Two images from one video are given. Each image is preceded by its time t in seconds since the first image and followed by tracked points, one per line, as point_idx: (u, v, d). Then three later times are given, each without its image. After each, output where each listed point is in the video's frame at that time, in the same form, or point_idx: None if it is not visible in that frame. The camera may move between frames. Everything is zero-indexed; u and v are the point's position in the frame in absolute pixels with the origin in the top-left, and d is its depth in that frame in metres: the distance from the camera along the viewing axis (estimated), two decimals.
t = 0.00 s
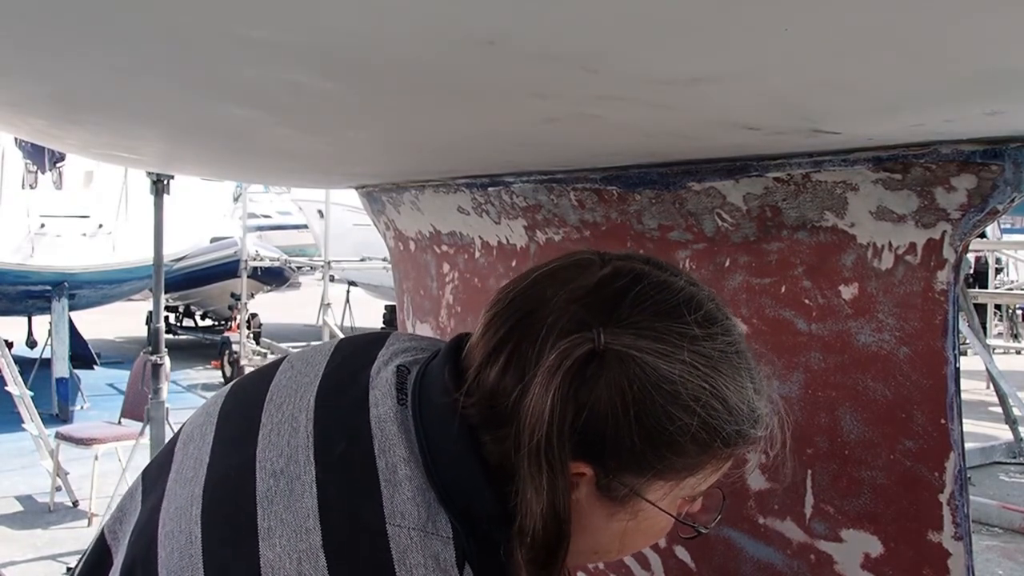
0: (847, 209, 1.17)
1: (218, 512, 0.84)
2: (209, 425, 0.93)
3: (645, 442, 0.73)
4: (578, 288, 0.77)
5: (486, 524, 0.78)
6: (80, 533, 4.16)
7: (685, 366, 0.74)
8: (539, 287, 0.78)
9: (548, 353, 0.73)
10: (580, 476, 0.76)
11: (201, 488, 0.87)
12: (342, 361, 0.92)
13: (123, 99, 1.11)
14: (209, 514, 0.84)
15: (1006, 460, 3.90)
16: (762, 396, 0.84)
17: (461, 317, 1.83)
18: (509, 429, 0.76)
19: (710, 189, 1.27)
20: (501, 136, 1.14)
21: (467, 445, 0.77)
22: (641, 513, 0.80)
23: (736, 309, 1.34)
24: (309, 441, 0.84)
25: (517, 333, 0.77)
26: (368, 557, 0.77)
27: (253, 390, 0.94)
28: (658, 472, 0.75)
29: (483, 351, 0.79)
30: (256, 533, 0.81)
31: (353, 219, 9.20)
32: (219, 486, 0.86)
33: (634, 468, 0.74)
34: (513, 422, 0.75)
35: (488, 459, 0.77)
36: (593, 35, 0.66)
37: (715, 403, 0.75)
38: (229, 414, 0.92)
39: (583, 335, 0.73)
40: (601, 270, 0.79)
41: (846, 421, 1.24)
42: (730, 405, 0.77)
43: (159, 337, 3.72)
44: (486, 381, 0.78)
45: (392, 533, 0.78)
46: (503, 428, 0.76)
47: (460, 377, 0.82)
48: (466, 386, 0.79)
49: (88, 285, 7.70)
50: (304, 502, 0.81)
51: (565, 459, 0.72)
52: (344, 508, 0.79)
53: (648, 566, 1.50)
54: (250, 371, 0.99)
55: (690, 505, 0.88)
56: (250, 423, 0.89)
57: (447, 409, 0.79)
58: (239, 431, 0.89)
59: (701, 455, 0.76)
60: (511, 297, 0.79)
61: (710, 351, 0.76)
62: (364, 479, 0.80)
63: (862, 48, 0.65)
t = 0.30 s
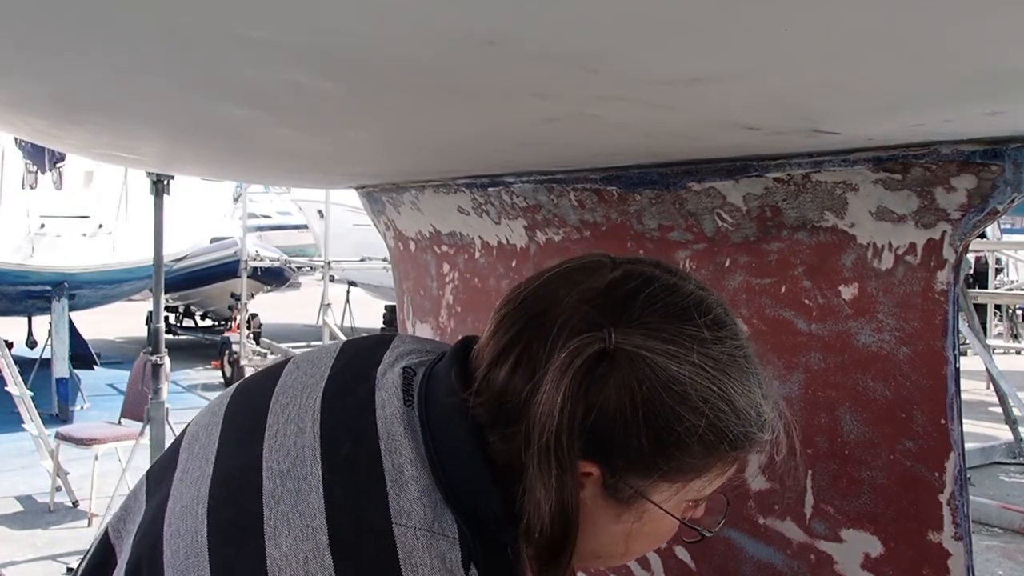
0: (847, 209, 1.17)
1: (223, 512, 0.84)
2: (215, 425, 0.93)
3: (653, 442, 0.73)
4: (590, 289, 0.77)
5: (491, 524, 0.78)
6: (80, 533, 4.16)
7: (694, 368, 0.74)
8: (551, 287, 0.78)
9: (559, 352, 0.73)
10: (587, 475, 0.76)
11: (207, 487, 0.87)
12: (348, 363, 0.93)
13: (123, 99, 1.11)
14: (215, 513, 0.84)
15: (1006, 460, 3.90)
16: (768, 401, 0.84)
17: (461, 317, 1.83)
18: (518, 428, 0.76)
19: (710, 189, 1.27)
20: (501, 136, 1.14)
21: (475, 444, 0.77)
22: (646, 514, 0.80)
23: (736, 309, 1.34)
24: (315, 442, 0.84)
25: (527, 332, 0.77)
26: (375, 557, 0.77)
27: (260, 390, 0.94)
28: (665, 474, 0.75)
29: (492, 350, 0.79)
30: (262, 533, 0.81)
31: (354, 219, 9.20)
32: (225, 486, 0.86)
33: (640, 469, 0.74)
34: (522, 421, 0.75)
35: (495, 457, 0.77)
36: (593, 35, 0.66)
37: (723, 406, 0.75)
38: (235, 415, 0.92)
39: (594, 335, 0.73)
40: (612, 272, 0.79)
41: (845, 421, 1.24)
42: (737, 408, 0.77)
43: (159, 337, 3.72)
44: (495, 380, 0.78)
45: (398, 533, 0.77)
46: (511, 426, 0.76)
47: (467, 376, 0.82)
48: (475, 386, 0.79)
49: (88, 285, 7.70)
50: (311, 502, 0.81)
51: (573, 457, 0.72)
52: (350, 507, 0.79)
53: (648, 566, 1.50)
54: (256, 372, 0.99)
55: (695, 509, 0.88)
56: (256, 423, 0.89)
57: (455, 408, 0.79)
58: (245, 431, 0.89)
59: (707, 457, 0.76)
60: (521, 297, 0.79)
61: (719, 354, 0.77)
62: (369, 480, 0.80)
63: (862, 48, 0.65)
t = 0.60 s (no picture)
0: (847, 209, 1.17)
1: (229, 517, 0.84)
2: (220, 428, 0.93)
3: (657, 459, 0.73)
4: (598, 305, 0.77)
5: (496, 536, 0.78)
6: (80, 533, 4.16)
7: (701, 387, 0.74)
8: (559, 301, 0.78)
9: (565, 368, 0.73)
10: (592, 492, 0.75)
11: (213, 492, 0.87)
12: (354, 367, 0.93)
13: (123, 99, 1.11)
14: (221, 518, 0.85)
15: (1006, 460, 3.90)
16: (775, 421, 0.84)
17: (461, 317, 1.83)
18: (524, 442, 0.76)
19: (710, 189, 1.27)
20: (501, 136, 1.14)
21: (481, 456, 0.76)
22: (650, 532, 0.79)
23: (736, 309, 1.33)
24: (322, 449, 0.84)
25: (535, 346, 0.76)
26: (379, 566, 0.78)
27: (266, 393, 0.94)
28: (670, 492, 0.75)
29: (499, 363, 0.79)
30: (268, 540, 0.81)
31: (353, 219, 9.20)
32: (230, 491, 0.86)
33: (645, 485, 0.74)
34: (528, 435, 0.75)
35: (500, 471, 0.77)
36: (593, 35, 0.66)
37: (729, 424, 0.75)
38: (240, 417, 0.92)
39: (601, 350, 0.73)
40: (621, 288, 0.79)
41: (845, 421, 1.24)
42: (743, 427, 0.77)
43: (159, 337, 3.72)
44: (501, 394, 0.77)
45: (404, 544, 0.78)
46: (518, 440, 0.76)
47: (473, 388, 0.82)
48: (481, 399, 0.79)
49: (88, 285, 7.70)
50: (318, 511, 0.81)
51: (579, 473, 0.72)
52: (356, 516, 0.80)
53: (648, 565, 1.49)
54: (261, 373, 0.99)
55: (699, 525, 0.87)
56: (262, 427, 0.89)
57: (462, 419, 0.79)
58: (251, 435, 0.89)
59: (713, 476, 0.76)
60: (529, 311, 0.79)
61: (726, 372, 0.76)
62: (376, 488, 0.80)
63: (862, 48, 0.65)
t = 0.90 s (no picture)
0: (847, 209, 1.17)
1: (229, 517, 0.84)
2: (221, 428, 0.93)
3: (655, 457, 0.73)
4: (596, 303, 0.77)
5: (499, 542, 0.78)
6: (80, 533, 4.16)
7: (697, 385, 0.73)
8: (556, 301, 0.78)
9: (563, 366, 0.73)
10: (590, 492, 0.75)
11: (214, 492, 0.87)
12: (355, 367, 0.93)
13: (123, 98, 1.11)
14: (222, 518, 0.85)
15: (1006, 460, 3.90)
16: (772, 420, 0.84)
17: (461, 317, 1.83)
18: (522, 441, 0.76)
19: (710, 189, 1.27)
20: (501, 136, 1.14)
21: (480, 456, 0.77)
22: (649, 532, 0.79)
23: (736, 309, 1.33)
24: (323, 449, 0.84)
25: (533, 345, 0.76)
26: (379, 567, 0.78)
27: (268, 393, 0.94)
28: (668, 491, 0.75)
29: (497, 362, 0.79)
30: (268, 541, 0.81)
31: (353, 219, 9.19)
32: (231, 491, 0.86)
33: (644, 484, 0.74)
34: (526, 433, 0.75)
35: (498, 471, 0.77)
36: (593, 35, 0.66)
37: (726, 423, 0.75)
38: (240, 417, 0.92)
39: (599, 349, 0.73)
40: (619, 286, 0.79)
41: (845, 421, 1.24)
42: (741, 425, 0.77)
43: (159, 337, 3.72)
44: (500, 393, 0.77)
45: (404, 544, 0.78)
46: (516, 440, 0.76)
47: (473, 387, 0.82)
48: (480, 398, 0.79)
49: (88, 285, 7.70)
50: (318, 511, 0.81)
51: (577, 472, 0.72)
52: (356, 517, 0.80)
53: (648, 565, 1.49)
54: (263, 374, 0.99)
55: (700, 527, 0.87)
56: (263, 427, 0.89)
57: (462, 419, 0.79)
58: (252, 436, 0.89)
59: (710, 475, 0.76)
60: (527, 310, 0.79)
61: (723, 371, 0.76)
62: (377, 489, 0.80)
63: (862, 48, 0.65)
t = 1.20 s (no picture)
0: (847, 209, 1.17)
1: (226, 520, 0.84)
2: (218, 429, 0.93)
3: (649, 458, 0.72)
4: (591, 304, 0.77)
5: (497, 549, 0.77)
6: (80, 533, 4.16)
7: (691, 387, 0.73)
8: (552, 301, 0.78)
9: (557, 367, 0.73)
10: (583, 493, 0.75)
11: (210, 494, 0.87)
12: (352, 368, 0.93)
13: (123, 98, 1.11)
14: (219, 520, 0.85)
15: (1006, 460, 3.90)
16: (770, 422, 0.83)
17: (461, 317, 1.83)
18: (516, 443, 0.76)
19: (710, 189, 1.27)
20: (501, 136, 1.14)
21: (475, 456, 0.77)
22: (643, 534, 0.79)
23: (736, 309, 1.33)
24: (320, 451, 0.84)
25: (527, 346, 0.77)
26: (377, 569, 0.78)
27: (264, 394, 0.94)
28: (662, 492, 0.75)
29: (492, 362, 0.79)
30: (265, 544, 0.81)
31: (354, 219, 9.19)
32: (228, 493, 0.86)
33: (637, 486, 0.74)
34: (520, 434, 0.75)
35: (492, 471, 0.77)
36: (592, 35, 0.66)
37: (721, 424, 0.75)
38: (237, 419, 0.92)
39: (592, 350, 0.73)
40: (615, 287, 0.79)
41: (845, 421, 1.24)
42: (736, 426, 0.76)
43: (159, 337, 3.72)
44: (494, 394, 0.78)
45: (401, 546, 0.78)
46: (510, 442, 0.76)
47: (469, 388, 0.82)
48: (475, 399, 0.80)
49: (88, 285, 7.70)
50: (314, 513, 0.81)
51: (569, 473, 0.72)
52: (353, 519, 0.80)
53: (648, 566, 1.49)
54: (259, 375, 0.99)
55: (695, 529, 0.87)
56: (260, 428, 0.89)
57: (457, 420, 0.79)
58: (248, 438, 0.89)
59: (705, 477, 0.76)
60: (522, 311, 0.79)
61: (718, 372, 0.76)
62: (373, 491, 0.80)
63: (862, 48, 0.65)
